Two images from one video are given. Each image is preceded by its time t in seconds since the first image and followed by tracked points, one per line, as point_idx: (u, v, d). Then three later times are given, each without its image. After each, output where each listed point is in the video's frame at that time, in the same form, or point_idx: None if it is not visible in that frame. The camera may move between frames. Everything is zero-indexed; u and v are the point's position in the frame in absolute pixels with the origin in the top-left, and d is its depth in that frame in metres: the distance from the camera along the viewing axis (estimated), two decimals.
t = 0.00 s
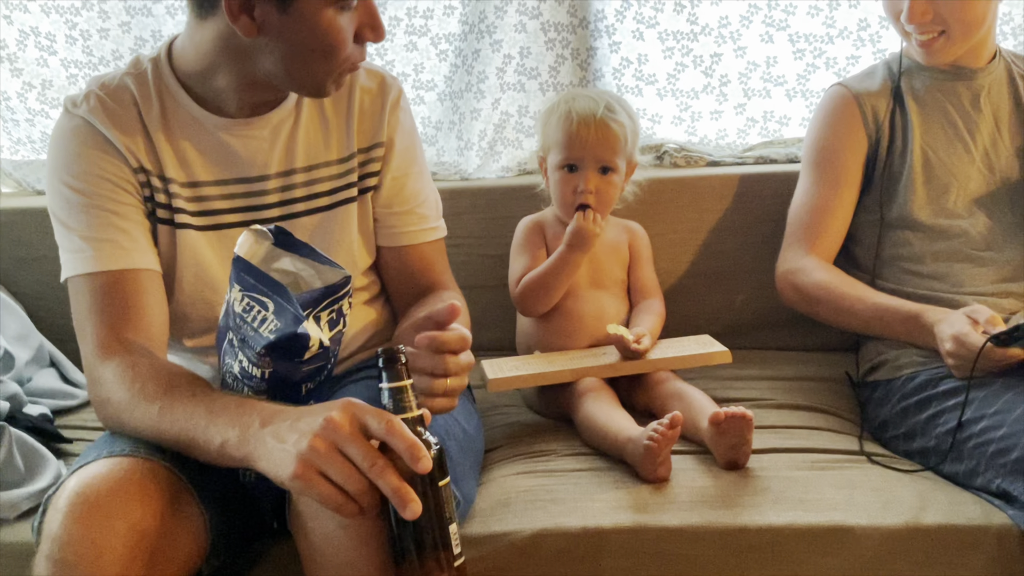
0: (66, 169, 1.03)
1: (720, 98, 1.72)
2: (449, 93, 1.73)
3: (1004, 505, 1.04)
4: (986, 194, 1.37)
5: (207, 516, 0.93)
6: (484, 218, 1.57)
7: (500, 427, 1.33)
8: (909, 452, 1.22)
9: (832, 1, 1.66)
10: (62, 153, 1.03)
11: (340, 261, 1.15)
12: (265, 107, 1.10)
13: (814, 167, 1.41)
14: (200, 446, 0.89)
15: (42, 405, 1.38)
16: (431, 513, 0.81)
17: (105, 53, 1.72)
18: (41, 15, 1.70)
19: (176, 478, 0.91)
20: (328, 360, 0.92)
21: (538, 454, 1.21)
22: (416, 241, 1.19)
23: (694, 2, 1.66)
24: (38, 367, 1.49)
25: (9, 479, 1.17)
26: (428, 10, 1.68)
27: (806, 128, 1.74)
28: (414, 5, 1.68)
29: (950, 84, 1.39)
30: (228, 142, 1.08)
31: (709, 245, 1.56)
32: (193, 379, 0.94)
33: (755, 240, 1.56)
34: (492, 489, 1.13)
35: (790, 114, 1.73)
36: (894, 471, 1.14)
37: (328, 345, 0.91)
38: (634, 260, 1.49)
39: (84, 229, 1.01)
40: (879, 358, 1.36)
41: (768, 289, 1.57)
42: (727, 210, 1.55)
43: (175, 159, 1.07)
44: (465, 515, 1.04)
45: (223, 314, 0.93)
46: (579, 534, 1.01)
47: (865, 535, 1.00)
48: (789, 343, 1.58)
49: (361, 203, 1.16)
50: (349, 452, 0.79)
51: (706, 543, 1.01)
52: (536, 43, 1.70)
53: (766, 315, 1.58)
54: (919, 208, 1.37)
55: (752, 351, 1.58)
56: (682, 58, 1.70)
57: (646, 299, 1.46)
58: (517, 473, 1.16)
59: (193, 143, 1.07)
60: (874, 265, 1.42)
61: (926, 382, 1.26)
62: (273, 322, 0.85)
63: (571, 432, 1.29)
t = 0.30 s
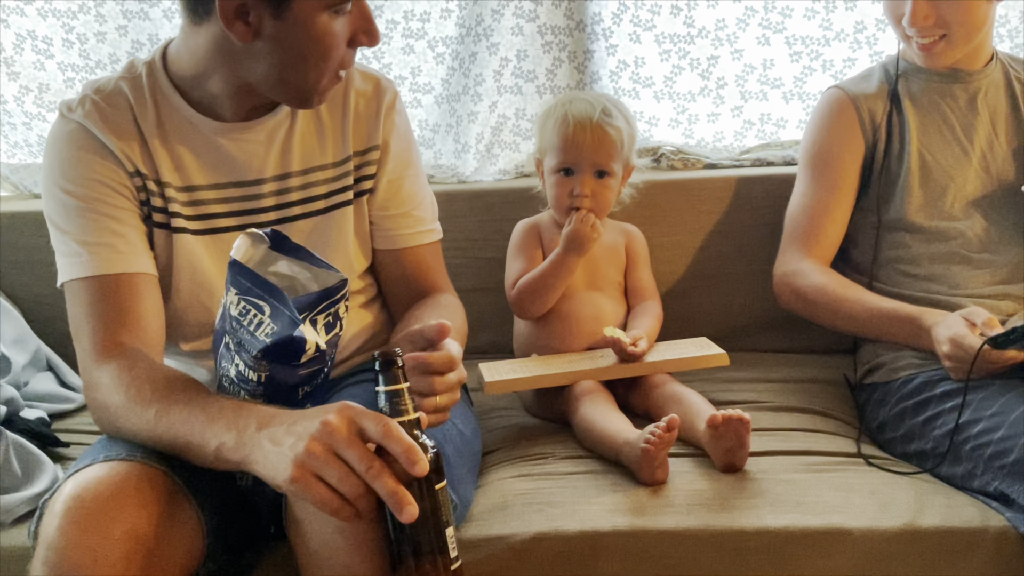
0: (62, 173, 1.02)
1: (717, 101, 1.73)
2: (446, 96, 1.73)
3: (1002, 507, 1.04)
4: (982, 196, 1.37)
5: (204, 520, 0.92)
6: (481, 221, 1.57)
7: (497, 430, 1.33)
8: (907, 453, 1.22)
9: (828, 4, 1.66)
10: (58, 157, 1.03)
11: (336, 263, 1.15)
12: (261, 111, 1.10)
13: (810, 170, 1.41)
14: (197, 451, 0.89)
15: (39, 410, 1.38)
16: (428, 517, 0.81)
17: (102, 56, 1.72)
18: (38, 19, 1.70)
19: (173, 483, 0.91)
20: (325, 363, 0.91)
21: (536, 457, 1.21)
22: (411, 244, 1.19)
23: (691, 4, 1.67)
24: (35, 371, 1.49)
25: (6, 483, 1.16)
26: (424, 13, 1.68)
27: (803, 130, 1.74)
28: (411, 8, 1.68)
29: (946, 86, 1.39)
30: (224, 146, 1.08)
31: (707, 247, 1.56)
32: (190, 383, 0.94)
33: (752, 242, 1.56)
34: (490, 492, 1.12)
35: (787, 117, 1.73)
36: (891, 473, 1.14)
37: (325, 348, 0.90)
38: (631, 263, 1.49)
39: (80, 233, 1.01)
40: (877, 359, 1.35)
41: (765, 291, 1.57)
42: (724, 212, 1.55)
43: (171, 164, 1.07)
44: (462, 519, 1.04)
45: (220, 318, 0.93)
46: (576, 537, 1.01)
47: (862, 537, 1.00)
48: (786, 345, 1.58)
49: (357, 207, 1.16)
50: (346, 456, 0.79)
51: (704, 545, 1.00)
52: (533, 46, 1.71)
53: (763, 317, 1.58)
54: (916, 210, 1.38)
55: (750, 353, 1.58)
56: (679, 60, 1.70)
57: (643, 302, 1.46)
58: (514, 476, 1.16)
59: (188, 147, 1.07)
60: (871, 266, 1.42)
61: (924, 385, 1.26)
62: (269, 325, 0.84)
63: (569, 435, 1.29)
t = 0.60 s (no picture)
0: (57, 177, 1.02)
1: (714, 103, 1.73)
2: (443, 98, 1.73)
3: (1000, 508, 1.04)
4: (979, 197, 1.37)
5: (200, 524, 0.92)
6: (478, 223, 1.57)
7: (495, 432, 1.33)
8: (904, 455, 1.22)
9: (825, 5, 1.66)
10: (53, 161, 1.03)
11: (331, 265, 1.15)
12: (256, 114, 1.10)
13: (806, 172, 1.41)
14: (193, 453, 0.89)
15: (36, 412, 1.38)
16: (424, 519, 0.81)
17: (99, 59, 1.72)
18: (35, 22, 1.70)
19: (168, 486, 0.91)
20: (322, 366, 0.91)
21: (533, 459, 1.21)
22: (407, 246, 1.19)
23: (688, 6, 1.67)
24: (32, 374, 1.49)
25: (3, 486, 1.16)
26: (422, 15, 1.68)
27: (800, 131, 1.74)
28: (408, 10, 1.68)
29: (942, 87, 1.39)
30: (220, 150, 1.08)
31: (704, 249, 1.56)
32: (186, 386, 0.94)
33: (749, 244, 1.56)
34: (487, 495, 1.12)
35: (784, 118, 1.73)
36: (889, 475, 1.14)
37: (322, 350, 0.90)
38: (628, 264, 1.49)
39: (75, 237, 1.01)
40: (875, 361, 1.35)
41: (762, 293, 1.57)
42: (721, 213, 1.56)
43: (166, 167, 1.07)
44: (459, 521, 1.04)
45: (216, 321, 0.92)
46: (574, 539, 1.01)
47: (860, 539, 1.00)
48: (784, 347, 1.58)
49: (352, 209, 1.16)
50: (341, 458, 0.79)
51: (701, 548, 1.00)
52: (530, 49, 1.71)
53: (761, 318, 1.58)
54: (911, 211, 1.38)
55: (747, 354, 1.58)
56: (676, 62, 1.71)
57: (640, 303, 1.46)
58: (511, 478, 1.16)
59: (184, 151, 1.07)
60: (868, 268, 1.42)
61: (921, 386, 1.26)
62: (265, 328, 0.85)
63: (565, 437, 1.29)
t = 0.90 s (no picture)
0: (54, 179, 1.02)
1: (712, 104, 1.73)
2: (442, 100, 1.73)
3: (999, 509, 1.04)
4: (977, 198, 1.37)
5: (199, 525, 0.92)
6: (477, 224, 1.57)
7: (493, 434, 1.33)
8: (903, 455, 1.22)
9: (823, 7, 1.67)
10: (50, 163, 1.03)
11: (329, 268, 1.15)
12: (253, 117, 1.10)
13: (804, 174, 1.41)
14: (191, 456, 0.89)
15: (35, 415, 1.38)
16: (423, 521, 0.81)
17: (97, 61, 1.72)
18: (34, 24, 1.70)
19: (167, 487, 0.91)
20: (320, 368, 0.90)
21: (532, 460, 1.21)
22: (405, 247, 1.19)
23: (686, 8, 1.67)
24: (31, 376, 1.48)
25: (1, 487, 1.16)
26: (420, 17, 1.68)
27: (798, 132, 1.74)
28: (407, 12, 1.68)
29: (941, 88, 1.39)
30: (217, 153, 1.08)
31: (702, 251, 1.56)
32: (183, 388, 0.94)
33: (748, 245, 1.56)
34: (486, 496, 1.12)
35: (782, 120, 1.73)
36: (888, 476, 1.14)
37: (320, 352, 0.90)
38: (624, 265, 1.49)
39: (73, 239, 1.01)
40: (875, 361, 1.35)
41: (760, 294, 1.57)
42: (719, 215, 1.56)
43: (163, 170, 1.07)
44: (458, 523, 1.04)
45: (214, 323, 0.92)
46: (572, 541, 1.01)
47: (858, 541, 1.00)
48: (782, 348, 1.58)
49: (350, 211, 1.16)
50: (339, 460, 0.79)
51: (699, 549, 1.00)
52: (529, 50, 1.71)
53: (760, 320, 1.58)
54: (910, 212, 1.38)
55: (745, 356, 1.58)
56: (674, 64, 1.71)
57: (637, 304, 1.46)
58: (510, 480, 1.16)
59: (182, 154, 1.07)
60: (867, 270, 1.42)
61: (920, 387, 1.25)
62: (263, 330, 0.84)
63: (564, 438, 1.29)
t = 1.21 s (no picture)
0: (53, 181, 1.03)
1: (713, 105, 1.73)
2: (442, 101, 1.73)
3: (999, 510, 1.04)
4: (977, 198, 1.38)
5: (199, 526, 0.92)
6: (477, 225, 1.57)
7: (494, 435, 1.33)
8: (903, 456, 1.22)
9: (823, 8, 1.67)
10: (50, 164, 1.03)
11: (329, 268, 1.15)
12: (252, 119, 1.10)
13: (803, 175, 1.42)
14: (191, 457, 0.89)
15: (35, 416, 1.38)
16: (423, 522, 0.81)
17: (98, 63, 1.72)
18: (35, 26, 1.70)
19: (167, 488, 0.91)
20: (320, 369, 0.91)
21: (532, 461, 1.21)
22: (405, 248, 1.20)
23: (686, 9, 1.67)
24: (32, 377, 1.48)
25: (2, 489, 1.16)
26: (420, 19, 1.69)
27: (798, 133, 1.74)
28: (407, 14, 1.68)
29: (939, 87, 1.40)
30: (216, 156, 1.08)
31: (701, 252, 1.56)
32: (184, 389, 0.94)
33: (748, 246, 1.56)
34: (486, 497, 1.12)
35: (782, 121, 1.74)
36: (888, 477, 1.14)
37: (320, 353, 0.90)
38: (624, 266, 1.49)
39: (72, 241, 1.01)
40: (875, 362, 1.35)
41: (760, 295, 1.57)
42: (719, 216, 1.56)
43: (163, 172, 1.07)
44: (458, 524, 1.04)
45: (214, 324, 0.93)
46: (573, 542, 1.01)
47: (859, 541, 1.00)
48: (782, 349, 1.59)
49: (349, 212, 1.16)
50: (340, 461, 0.79)
51: (699, 550, 1.00)
52: (529, 52, 1.71)
53: (760, 321, 1.58)
54: (909, 213, 1.38)
55: (745, 357, 1.59)
56: (674, 65, 1.71)
57: (636, 305, 1.46)
58: (511, 481, 1.16)
59: (181, 156, 1.08)
60: (866, 271, 1.42)
61: (920, 387, 1.26)
62: (263, 331, 0.84)
63: (564, 439, 1.29)
